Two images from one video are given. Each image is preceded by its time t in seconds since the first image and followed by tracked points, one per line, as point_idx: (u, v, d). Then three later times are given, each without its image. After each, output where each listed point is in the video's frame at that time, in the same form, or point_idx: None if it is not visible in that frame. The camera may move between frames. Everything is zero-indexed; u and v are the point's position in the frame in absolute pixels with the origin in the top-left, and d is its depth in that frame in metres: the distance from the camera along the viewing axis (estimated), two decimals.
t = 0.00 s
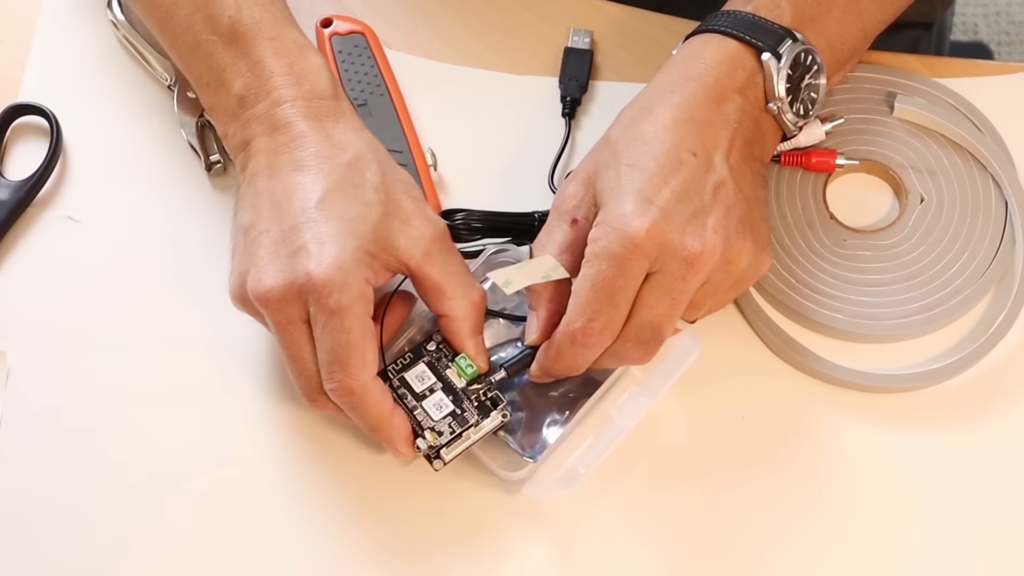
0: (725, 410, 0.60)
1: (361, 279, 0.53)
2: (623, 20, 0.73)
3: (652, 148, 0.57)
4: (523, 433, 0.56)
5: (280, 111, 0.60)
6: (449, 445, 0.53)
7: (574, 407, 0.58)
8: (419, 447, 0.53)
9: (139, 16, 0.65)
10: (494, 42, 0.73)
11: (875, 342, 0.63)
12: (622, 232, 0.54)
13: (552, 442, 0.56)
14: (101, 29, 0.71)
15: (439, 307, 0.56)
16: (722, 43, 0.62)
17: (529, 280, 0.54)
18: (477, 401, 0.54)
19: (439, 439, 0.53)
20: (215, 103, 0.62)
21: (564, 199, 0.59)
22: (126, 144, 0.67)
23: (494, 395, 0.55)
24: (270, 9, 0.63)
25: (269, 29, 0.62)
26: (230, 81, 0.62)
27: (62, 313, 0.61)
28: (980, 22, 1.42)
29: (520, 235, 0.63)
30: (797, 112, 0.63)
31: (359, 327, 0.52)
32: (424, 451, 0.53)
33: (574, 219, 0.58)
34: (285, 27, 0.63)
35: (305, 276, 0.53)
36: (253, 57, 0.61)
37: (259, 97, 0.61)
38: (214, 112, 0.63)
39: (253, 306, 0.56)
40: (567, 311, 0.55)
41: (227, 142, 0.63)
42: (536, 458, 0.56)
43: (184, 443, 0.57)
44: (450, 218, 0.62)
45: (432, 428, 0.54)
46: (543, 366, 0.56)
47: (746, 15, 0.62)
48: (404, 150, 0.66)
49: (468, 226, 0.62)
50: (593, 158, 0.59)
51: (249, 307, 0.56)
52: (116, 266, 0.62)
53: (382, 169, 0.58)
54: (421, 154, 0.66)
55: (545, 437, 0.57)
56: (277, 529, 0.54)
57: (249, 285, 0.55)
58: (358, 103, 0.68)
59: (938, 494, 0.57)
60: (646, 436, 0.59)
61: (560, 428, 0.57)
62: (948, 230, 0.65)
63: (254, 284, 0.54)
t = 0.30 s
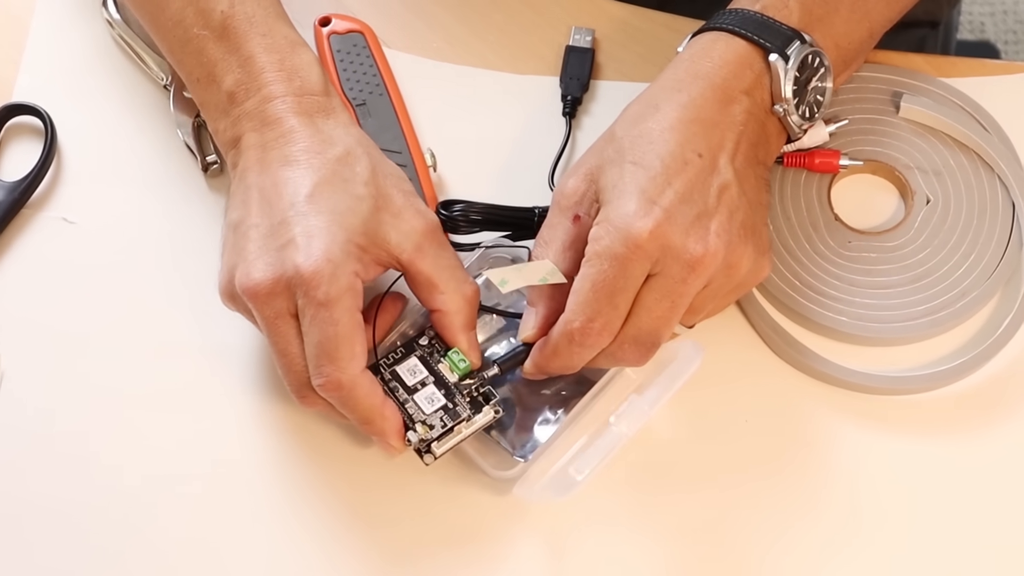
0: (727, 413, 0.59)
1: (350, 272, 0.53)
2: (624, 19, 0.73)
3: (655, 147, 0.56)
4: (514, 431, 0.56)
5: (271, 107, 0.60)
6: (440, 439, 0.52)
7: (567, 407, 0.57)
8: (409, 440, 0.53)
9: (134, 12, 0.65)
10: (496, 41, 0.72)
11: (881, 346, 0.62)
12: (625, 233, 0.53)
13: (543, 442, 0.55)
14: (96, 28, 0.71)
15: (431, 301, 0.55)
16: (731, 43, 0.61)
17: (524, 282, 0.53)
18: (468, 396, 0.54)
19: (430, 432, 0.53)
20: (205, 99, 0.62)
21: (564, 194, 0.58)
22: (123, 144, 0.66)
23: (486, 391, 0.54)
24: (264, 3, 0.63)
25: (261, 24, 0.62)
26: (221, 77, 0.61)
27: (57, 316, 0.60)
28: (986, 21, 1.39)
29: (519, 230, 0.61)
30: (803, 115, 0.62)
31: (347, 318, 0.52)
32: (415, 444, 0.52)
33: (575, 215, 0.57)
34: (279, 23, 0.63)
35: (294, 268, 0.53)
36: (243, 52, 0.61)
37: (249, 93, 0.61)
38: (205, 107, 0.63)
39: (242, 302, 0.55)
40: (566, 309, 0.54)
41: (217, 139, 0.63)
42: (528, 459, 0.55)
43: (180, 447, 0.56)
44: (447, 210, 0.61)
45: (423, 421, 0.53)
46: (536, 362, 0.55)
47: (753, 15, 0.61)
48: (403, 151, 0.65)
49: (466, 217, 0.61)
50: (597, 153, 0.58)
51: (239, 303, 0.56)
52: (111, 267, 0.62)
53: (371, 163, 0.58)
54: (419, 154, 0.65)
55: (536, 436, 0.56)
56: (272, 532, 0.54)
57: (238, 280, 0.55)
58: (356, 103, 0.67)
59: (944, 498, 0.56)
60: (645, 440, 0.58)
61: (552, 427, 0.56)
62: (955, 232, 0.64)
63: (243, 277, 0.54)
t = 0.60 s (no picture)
0: (731, 416, 0.58)
1: (341, 262, 0.53)
2: (625, 17, 0.72)
3: (654, 148, 0.56)
4: (504, 429, 0.55)
5: (267, 102, 0.59)
6: (431, 433, 0.51)
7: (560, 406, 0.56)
8: (400, 434, 0.51)
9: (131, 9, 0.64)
10: (495, 39, 0.71)
11: (886, 349, 0.61)
12: (623, 232, 0.52)
13: (534, 441, 0.55)
14: (91, 26, 0.70)
15: (426, 294, 0.55)
16: (734, 43, 0.60)
17: (520, 279, 0.52)
18: (460, 390, 0.53)
19: (422, 426, 0.51)
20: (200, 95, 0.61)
21: (563, 191, 0.57)
22: (118, 143, 0.66)
23: (478, 386, 0.53)
24: None
25: (257, 20, 0.61)
26: (217, 73, 0.61)
27: (51, 319, 0.59)
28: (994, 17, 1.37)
29: (517, 224, 0.61)
30: (805, 117, 0.61)
31: (338, 306, 0.51)
32: (406, 437, 0.51)
33: (573, 212, 0.56)
34: (276, 20, 0.62)
35: (285, 257, 0.52)
36: (239, 49, 0.61)
37: (244, 90, 0.60)
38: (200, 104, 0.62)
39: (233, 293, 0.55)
40: (562, 309, 0.53)
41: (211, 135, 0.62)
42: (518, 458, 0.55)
43: (172, 453, 0.55)
44: (445, 201, 0.60)
45: (414, 414, 0.52)
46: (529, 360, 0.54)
47: (755, 15, 0.60)
48: (403, 151, 0.64)
49: (464, 210, 0.60)
50: (597, 151, 0.57)
51: (230, 293, 0.55)
52: (106, 268, 0.61)
53: (366, 157, 0.58)
54: (417, 154, 0.64)
55: (528, 434, 0.55)
56: (268, 536, 0.53)
57: (228, 269, 0.54)
58: (355, 103, 0.66)
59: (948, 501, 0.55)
60: (642, 445, 0.57)
61: (543, 426, 0.55)
62: (961, 234, 0.63)
63: (234, 267, 0.54)
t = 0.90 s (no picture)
0: (732, 419, 0.57)
1: (352, 241, 0.52)
2: (627, 15, 0.71)
3: (660, 151, 0.55)
4: (498, 426, 0.55)
5: (279, 86, 0.59)
6: (430, 422, 0.51)
7: (555, 405, 0.55)
8: (399, 421, 0.51)
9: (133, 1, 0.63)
10: (496, 38, 0.70)
11: (892, 351, 0.61)
12: (626, 237, 0.52)
13: (528, 440, 0.54)
14: (87, 25, 0.69)
15: (432, 282, 0.54)
16: (742, 44, 0.59)
17: (527, 276, 0.51)
18: (462, 381, 0.52)
19: (422, 414, 0.51)
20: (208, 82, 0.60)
21: (566, 189, 0.56)
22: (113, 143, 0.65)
23: (480, 378, 0.52)
24: None
25: (266, 5, 0.61)
26: (226, 60, 0.60)
27: (45, 321, 0.59)
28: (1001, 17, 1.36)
29: (522, 221, 0.60)
30: (812, 120, 0.60)
31: (347, 286, 0.51)
32: (404, 425, 0.50)
33: (578, 212, 0.56)
34: (285, 6, 0.62)
35: (295, 233, 0.52)
36: (249, 34, 0.60)
37: (255, 75, 0.60)
38: (207, 93, 0.62)
39: (238, 270, 0.54)
40: (563, 313, 0.52)
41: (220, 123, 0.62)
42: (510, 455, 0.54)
43: (167, 458, 0.55)
44: (448, 195, 0.60)
45: (414, 402, 0.51)
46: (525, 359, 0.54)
47: (766, 14, 0.59)
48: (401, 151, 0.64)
49: (466, 204, 0.60)
50: (599, 149, 0.56)
51: (233, 270, 0.54)
52: (100, 271, 0.61)
53: (379, 142, 0.57)
54: (418, 154, 0.63)
55: (521, 433, 0.55)
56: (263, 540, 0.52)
57: (235, 245, 0.54)
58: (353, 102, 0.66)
59: (953, 504, 0.54)
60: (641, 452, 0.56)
61: (538, 426, 0.55)
62: (967, 235, 0.62)
63: (241, 242, 0.53)
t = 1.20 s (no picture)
0: (733, 424, 0.57)
1: (353, 235, 0.51)
2: (628, 12, 0.70)
3: (666, 153, 0.54)
4: (496, 424, 0.54)
5: (282, 81, 0.58)
6: (429, 417, 0.50)
7: (552, 404, 0.55)
8: (397, 415, 0.50)
9: None
10: (496, 37, 0.70)
11: (898, 355, 0.60)
12: (629, 240, 0.51)
13: (524, 438, 0.54)
14: (81, 24, 0.69)
15: (435, 277, 0.54)
16: (750, 45, 0.59)
17: (523, 275, 0.51)
18: (462, 377, 0.52)
19: (420, 409, 0.50)
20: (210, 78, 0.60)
21: (568, 187, 0.55)
22: (109, 143, 0.64)
23: (480, 375, 0.52)
24: None
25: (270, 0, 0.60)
26: (229, 56, 0.60)
27: (39, 325, 0.58)
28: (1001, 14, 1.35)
29: (519, 218, 0.59)
30: (819, 126, 0.60)
31: (348, 279, 0.50)
32: (402, 419, 0.50)
33: (580, 211, 0.55)
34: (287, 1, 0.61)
35: (296, 225, 0.51)
36: (252, 30, 0.59)
37: (258, 70, 0.59)
38: (210, 88, 0.61)
39: (238, 262, 0.53)
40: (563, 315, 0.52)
41: (223, 119, 0.61)
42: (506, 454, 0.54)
43: (162, 465, 0.54)
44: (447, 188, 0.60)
45: (413, 397, 0.51)
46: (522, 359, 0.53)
47: (775, 16, 0.58)
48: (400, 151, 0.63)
49: (466, 198, 0.59)
50: (602, 148, 0.56)
51: (232, 261, 0.54)
52: (96, 274, 0.60)
53: (383, 137, 0.57)
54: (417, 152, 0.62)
55: (519, 431, 0.54)
56: (261, 546, 0.52)
57: (235, 237, 0.53)
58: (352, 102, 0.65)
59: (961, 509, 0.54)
60: (644, 455, 0.56)
61: (536, 424, 0.54)
62: (973, 237, 0.61)
63: (241, 233, 0.52)
